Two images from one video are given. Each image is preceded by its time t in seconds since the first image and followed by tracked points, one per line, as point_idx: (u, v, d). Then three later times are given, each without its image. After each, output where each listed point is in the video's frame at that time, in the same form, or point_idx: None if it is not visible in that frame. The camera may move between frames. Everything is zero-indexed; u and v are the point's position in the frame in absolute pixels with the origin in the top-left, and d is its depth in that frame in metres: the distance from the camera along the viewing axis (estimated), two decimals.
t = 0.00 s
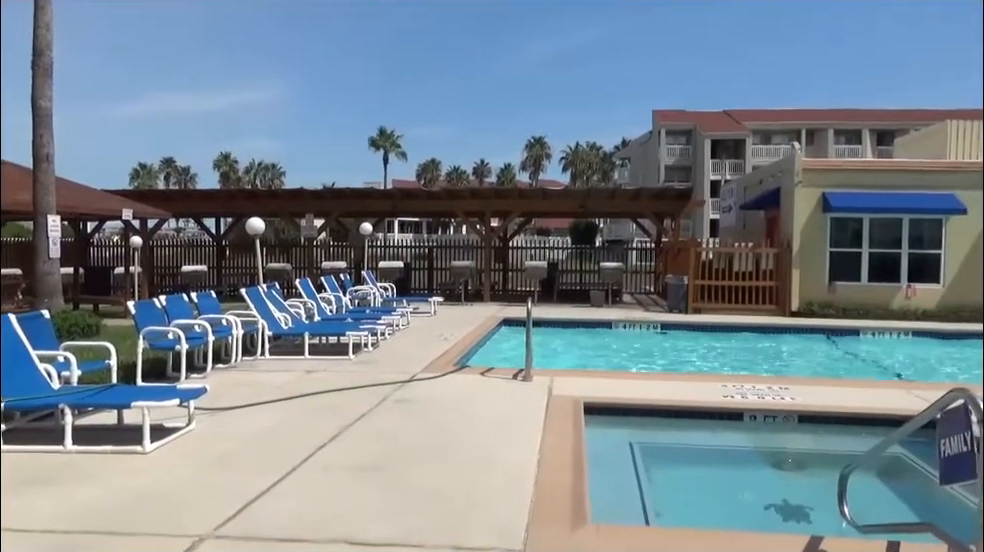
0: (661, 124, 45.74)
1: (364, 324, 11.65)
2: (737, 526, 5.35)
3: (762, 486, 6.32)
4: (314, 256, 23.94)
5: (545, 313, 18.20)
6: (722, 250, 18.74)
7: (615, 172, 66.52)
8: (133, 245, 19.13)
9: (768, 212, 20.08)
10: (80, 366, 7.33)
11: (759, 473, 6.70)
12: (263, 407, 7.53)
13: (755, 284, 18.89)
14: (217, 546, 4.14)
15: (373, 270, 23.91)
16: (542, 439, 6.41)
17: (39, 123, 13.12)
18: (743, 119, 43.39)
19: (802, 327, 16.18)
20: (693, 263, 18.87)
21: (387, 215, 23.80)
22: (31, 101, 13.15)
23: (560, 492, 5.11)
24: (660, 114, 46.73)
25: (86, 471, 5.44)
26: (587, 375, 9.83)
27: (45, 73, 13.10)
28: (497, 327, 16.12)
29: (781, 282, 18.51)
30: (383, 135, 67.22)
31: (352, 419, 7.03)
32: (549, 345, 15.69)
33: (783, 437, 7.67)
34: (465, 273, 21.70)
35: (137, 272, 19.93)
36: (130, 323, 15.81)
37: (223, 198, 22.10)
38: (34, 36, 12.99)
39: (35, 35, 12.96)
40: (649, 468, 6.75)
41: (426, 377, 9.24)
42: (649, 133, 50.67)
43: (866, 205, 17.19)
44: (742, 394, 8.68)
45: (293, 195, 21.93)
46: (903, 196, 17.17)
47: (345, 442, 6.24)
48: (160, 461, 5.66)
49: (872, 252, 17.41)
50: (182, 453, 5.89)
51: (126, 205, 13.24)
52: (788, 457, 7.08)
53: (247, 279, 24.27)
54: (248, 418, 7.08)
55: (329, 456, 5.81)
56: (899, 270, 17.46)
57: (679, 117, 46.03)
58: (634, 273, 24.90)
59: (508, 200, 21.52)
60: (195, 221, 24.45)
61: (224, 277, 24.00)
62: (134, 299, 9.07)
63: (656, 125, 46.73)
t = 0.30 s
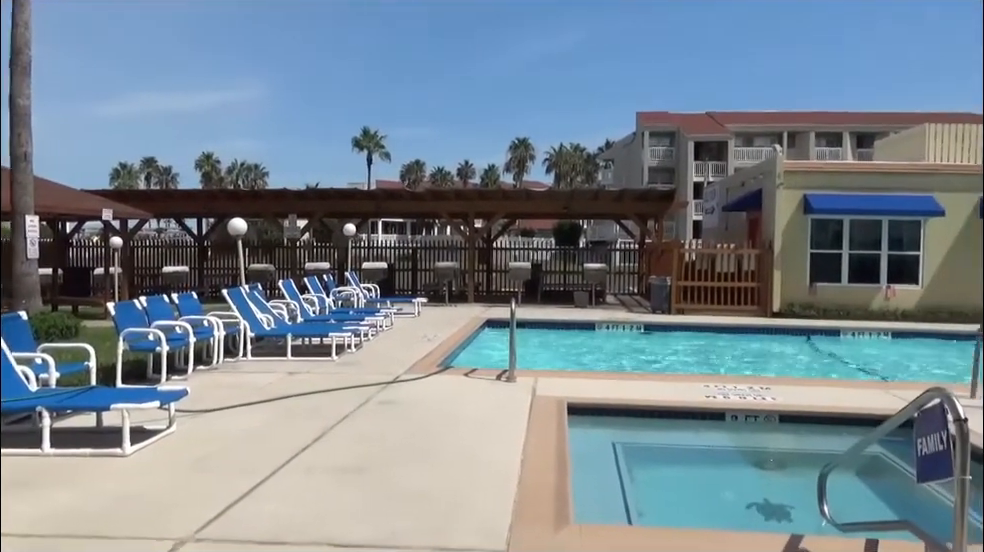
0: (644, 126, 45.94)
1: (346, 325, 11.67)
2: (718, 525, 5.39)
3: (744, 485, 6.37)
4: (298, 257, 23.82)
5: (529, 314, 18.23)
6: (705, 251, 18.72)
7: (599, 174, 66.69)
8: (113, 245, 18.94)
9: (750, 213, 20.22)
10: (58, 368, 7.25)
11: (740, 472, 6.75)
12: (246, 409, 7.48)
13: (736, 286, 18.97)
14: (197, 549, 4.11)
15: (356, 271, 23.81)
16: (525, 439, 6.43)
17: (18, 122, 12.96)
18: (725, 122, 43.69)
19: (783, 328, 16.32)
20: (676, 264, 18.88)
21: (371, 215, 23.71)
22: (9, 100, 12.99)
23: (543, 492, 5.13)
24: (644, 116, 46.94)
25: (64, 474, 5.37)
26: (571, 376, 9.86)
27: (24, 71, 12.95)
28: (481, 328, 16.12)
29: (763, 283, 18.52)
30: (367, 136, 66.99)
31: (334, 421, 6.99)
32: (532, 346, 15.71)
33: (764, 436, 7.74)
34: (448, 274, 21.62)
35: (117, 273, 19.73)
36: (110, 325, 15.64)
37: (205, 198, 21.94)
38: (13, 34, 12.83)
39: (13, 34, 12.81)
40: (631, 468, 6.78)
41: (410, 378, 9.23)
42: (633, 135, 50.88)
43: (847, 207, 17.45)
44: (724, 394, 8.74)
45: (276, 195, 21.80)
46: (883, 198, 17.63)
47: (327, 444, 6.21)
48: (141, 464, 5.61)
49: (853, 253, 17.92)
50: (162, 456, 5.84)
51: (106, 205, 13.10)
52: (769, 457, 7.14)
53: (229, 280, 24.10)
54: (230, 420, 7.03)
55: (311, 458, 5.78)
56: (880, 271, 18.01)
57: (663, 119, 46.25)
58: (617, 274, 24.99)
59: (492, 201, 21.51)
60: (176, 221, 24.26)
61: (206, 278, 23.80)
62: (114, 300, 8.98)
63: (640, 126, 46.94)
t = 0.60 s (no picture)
0: (627, 127, 46.12)
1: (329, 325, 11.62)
2: (700, 524, 5.42)
3: (725, 484, 6.41)
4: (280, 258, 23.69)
5: (513, 315, 18.23)
6: (688, 251, 18.82)
7: (583, 175, 66.87)
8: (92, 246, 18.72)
9: (733, 214, 20.36)
10: (36, 370, 7.15)
11: (722, 471, 6.80)
12: (227, 411, 7.42)
13: (718, 286, 19.14)
14: None
15: (339, 272, 23.71)
16: (509, 439, 6.45)
17: None
18: (708, 123, 43.99)
19: (765, 328, 16.46)
20: (659, 264, 18.96)
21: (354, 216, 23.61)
22: None
23: (527, 492, 5.15)
24: (627, 118, 47.13)
25: (42, 478, 5.30)
26: (554, 376, 9.87)
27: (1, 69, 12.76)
28: (465, 329, 16.12)
29: (745, 283, 18.67)
30: (350, 136, 66.73)
31: (317, 423, 6.96)
32: (516, 347, 15.71)
33: (746, 436, 7.80)
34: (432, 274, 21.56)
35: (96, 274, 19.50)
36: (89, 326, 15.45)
37: (186, 199, 21.74)
38: None
39: None
40: (613, 467, 6.82)
41: (393, 379, 9.22)
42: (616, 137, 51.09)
43: (828, 208, 17.62)
44: (706, 394, 8.79)
45: (258, 196, 21.65)
46: (865, 200, 17.83)
47: (310, 445, 6.18)
48: (121, 467, 5.54)
49: (833, 254, 18.12)
50: (144, 458, 5.77)
51: (85, 205, 12.95)
52: (751, 456, 7.20)
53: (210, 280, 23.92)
54: (212, 422, 6.97)
55: (294, 459, 5.75)
56: (859, 272, 18.20)
57: (646, 121, 46.47)
58: (601, 274, 25.12)
59: (476, 201, 21.50)
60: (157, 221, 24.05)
61: (188, 279, 23.60)
62: (93, 301, 8.86)
63: (623, 127, 47.11)
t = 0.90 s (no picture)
0: (610, 128, 46.27)
1: (311, 326, 11.55)
2: (681, 522, 5.46)
3: (707, 483, 6.46)
4: (262, 258, 23.53)
5: (496, 315, 18.23)
6: (670, 252, 18.92)
7: (567, 175, 66.98)
8: (70, 246, 18.48)
9: (715, 215, 20.50)
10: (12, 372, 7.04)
11: (703, 470, 6.85)
12: (208, 412, 7.36)
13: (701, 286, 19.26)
14: None
15: (322, 272, 23.60)
16: (491, 439, 6.45)
17: None
18: (690, 124, 44.24)
19: (746, 328, 16.59)
20: (642, 265, 19.05)
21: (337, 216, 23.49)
22: None
23: (510, 492, 5.16)
24: (610, 119, 47.25)
25: (18, 480, 5.23)
26: (537, 376, 9.88)
27: None
28: (448, 330, 16.12)
29: (727, 284, 18.82)
30: (333, 135, 66.36)
31: (299, 424, 6.92)
32: (499, 347, 15.71)
33: (727, 435, 7.86)
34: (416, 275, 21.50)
35: (75, 275, 19.25)
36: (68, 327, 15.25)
37: (167, 198, 21.52)
38: None
39: None
40: (595, 467, 6.84)
41: (376, 380, 9.19)
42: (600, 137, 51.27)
43: (807, 209, 17.86)
44: (688, 394, 8.84)
45: (240, 196, 21.48)
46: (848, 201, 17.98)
47: (292, 446, 6.14)
48: (99, 469, 5.48)
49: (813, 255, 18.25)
50: (123, 461, 5.71)
51: (63, 205, 12.78)
52: (732, 455, 7.26)
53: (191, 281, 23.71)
54: (192, 423, 6.91)
55: (276, 460, 5.71)
56: (839, 272, 18.42)
57: (629, 122, 46.62)
58: (584, 275, 25.19)
59: (460, 202, 21.46)
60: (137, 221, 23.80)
61: (168, 279, 23.37)
62: (71, 302, 8.74)
63: (607, 128, 47.25)
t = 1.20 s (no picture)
0: (592, 128, 46.42)
1: (292, 327, 11.48)
2: (661, 521, 5.49)
3: (686, 481, 6.51)
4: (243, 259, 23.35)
5: (479, 316, 18.22)
6: (652, 251, 19.01)
7: (549, 175, 67.10)
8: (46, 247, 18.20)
9: (695, 215, 20.64)
10: None
11: (683, 468, 6.90)
12: (186, 414, 7.28)
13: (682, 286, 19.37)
14: None
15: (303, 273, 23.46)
16: (473, 439, 6.44)
17: None
18: (671, 125, 44.50)
19: (726, 327, 16.72)
20: (623, 265, 19.14)
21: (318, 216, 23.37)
22: None
23: (492, 491, 5.15)
24: (592, 119, 47.41)
25: None
26: (519, 376, 9.89)
27: None
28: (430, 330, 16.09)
29: (707, 283, 18.95)
30: (315, 136, 65.96)
31: (279, 425, 6.87)
32: (481, 347, 15.71)
33: (707, 434, 7.92)
34: (398, 275, 21.48)
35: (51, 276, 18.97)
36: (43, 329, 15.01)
37: (145, 199, 21.26)
38: None
39: None
40: (576, 465, 6.87)
41: (357, 381, 9.14)
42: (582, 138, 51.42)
43: (786, 209, 18.05)
44: (668, 393, 8.89)
45: (220, 196, 21.30)
46: (827, 202, 18.21)
47: (272, 448, 6.10)
48: (76, 473, 5.41)
49: (792, 255, 18.52)
50: (100, 464, 5.64)
51: (39, 205, 12.59)
52: (712, 453, 7.32)
53: (170, 282, 23.46)
54: (170, 425, 6.84)
55: (256, 463, 5.68)
56: (817, 272, 18.65)
57: (610, 123, 46.80)
58: (566, 275, 25.26)
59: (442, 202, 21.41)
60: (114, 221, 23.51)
61: (147, 280, 23.10)
62: (47, 303, 8.62)
63: (588, 129, 47.40)
